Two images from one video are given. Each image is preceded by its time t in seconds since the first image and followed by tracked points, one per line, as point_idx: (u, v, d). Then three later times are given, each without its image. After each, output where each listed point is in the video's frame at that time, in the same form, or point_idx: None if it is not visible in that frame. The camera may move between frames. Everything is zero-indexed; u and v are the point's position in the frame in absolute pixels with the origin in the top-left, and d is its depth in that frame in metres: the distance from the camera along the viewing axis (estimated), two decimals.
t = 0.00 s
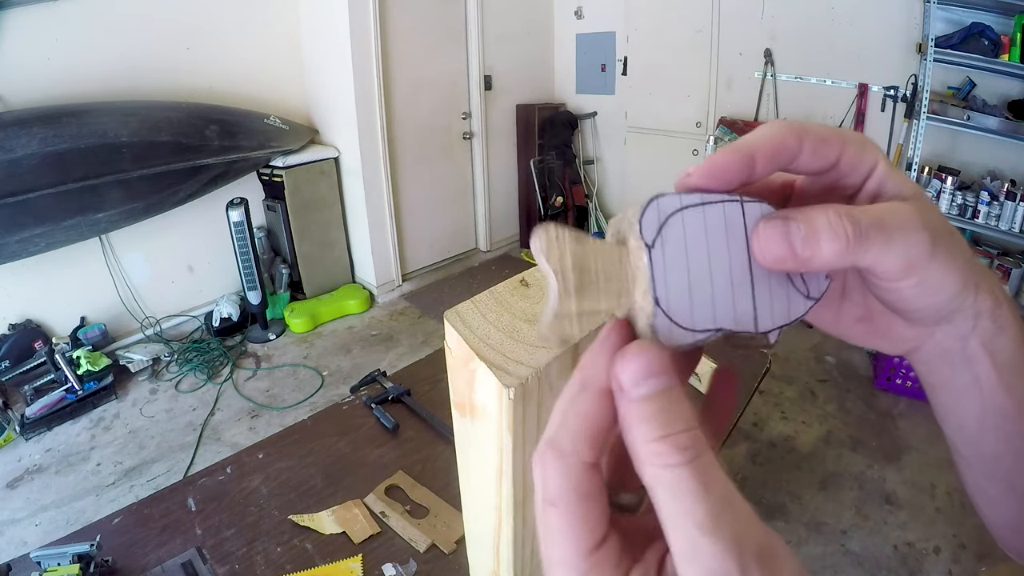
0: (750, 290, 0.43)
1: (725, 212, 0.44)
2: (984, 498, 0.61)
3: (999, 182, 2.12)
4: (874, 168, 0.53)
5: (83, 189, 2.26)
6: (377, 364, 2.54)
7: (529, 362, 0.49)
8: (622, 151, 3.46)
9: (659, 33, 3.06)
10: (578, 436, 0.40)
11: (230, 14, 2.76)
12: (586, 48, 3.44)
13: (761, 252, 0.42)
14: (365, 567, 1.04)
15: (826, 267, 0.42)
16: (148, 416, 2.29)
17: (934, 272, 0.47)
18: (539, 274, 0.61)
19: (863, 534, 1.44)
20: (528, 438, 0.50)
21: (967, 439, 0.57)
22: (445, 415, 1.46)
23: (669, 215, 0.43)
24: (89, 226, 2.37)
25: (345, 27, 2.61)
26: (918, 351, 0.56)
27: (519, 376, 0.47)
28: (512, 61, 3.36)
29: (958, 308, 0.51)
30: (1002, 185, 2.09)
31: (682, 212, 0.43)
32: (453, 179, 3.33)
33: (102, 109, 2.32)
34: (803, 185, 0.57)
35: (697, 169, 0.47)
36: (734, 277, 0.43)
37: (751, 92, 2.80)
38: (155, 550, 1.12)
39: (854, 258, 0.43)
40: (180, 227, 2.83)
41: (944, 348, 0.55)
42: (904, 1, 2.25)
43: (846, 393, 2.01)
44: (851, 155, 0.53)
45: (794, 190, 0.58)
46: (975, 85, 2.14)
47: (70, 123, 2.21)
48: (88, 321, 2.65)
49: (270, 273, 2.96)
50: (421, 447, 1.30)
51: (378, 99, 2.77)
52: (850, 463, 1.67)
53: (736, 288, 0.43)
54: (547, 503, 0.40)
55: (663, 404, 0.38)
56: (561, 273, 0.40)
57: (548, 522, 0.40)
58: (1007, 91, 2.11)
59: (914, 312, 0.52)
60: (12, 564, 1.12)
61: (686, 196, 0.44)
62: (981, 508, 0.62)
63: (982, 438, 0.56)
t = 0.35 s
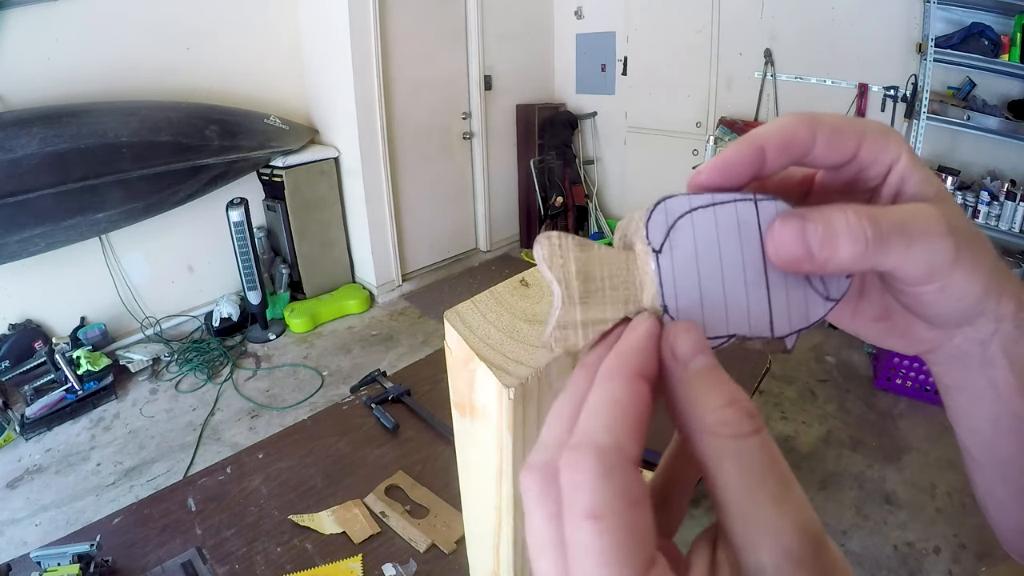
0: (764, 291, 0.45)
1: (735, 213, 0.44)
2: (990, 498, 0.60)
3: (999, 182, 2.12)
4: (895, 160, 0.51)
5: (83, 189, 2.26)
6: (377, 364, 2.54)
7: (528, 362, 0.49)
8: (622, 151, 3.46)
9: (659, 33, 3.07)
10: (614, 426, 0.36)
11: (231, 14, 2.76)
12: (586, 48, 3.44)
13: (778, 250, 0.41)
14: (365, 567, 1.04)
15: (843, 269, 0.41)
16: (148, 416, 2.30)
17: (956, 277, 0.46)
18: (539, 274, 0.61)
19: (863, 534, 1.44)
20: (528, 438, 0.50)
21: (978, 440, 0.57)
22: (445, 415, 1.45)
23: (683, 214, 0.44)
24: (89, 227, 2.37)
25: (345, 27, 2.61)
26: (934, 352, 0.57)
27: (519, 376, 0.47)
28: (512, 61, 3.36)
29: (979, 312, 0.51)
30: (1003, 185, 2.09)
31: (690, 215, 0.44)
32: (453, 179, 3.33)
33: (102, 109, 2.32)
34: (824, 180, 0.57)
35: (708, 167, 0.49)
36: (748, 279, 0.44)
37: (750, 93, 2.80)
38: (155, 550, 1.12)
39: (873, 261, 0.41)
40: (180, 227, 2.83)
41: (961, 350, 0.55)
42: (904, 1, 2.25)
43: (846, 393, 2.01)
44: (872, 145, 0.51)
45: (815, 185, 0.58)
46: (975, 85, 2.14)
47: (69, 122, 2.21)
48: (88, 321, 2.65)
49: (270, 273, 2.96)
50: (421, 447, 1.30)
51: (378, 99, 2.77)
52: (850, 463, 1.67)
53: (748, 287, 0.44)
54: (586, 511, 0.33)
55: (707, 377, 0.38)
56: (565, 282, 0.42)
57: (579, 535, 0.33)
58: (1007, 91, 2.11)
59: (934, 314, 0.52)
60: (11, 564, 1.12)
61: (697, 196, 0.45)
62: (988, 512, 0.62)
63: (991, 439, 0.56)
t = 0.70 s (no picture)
0: (757, 295, 0.42)
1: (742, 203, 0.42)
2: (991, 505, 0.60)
3: (999, 182, 2.12)
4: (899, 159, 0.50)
5: (83, 189, 2.26)
6: (377, 364, 2.54)
7: (529, 362, 0.49)
8: (622, 151, 3.46)
9: (659, 33, 3.06)
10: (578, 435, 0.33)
11: (231, 14, 2.76)
12: (586, 48, 3.44)
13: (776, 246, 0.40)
14: (365, 567, 1.04)
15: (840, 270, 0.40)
16: (148, 416, 2.30)
17: (963, 281, 0.46)
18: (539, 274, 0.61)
19: (863, 534, 1.44)
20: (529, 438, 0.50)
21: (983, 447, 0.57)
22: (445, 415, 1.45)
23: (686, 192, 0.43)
24: (89, 226, 2.37)
25: (345, 27, 2.61)
26: (938, 359, 0.56)
27: (519, 376, 0.47)
28: (512, 61, 3.36)
29: (983, 318, 0.51)
30: (1003, 185, 2.08)
31: (701, 198, 0.42)
32: (453, 179, 3.33)
33: (103, 109, 2.32)
34: (828, 178, 0.55)
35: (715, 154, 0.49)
36: (744, 279, 0.42)
37: (751, 92, 2.80)
38: (155, 550, 1.12)
39: (870, 265, 0.41)
40: (180, 227, 2.83)
41: (966, 353, 0.55)
42: (904, 1, 2.25)
43: (847, 393, 2.01)
44: (876, 144, 0.50)
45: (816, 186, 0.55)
46: (974, 85, 2.14)
47: (69, 123, 2.21)
48: (88, 321, 2.65)
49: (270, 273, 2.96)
50: (421, 447, 1.30)
51: (378, 99, 2.77)
52: (850, 463, 1.67)
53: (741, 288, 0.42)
54: (538, 524, 0.31)
55: (699, 372, 0.32)
56: (562, 255, 0.42)
57: (541, 554, 0.30)
58: (1007, 91, 2.11)
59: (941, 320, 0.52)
60: (12, 564, 1.12)
61: (708, 181, 0.43)
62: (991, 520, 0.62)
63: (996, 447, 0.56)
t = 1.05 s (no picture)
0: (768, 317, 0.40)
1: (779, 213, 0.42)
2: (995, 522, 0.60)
3: (999, 182, 2.12)
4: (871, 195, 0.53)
5: (83, 188, 2.26)
6: (377, 364, 2.54)
7: (529, 363, 0.49)
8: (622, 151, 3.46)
9: (659, 33, 3.06)
10: (720, 398, 0.29)
11: (231, 14, 2.75)
12: (586, 48, 3.44)
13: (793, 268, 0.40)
14: (365, 567, 1.04)
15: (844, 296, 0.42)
16: (148, 416, 2.30)
17: (952, 292, 0.48)
18: (539, 274, 0.61)
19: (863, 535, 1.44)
20: (528, 439, 0.50)
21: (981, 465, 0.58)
22: (445, 415, 1.45)
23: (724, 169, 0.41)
24: (88, 226, 2.37)
25: (345, 27, 2.61)
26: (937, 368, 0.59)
27: (519, 377, 0.47)
28: (512, 61, 3.36)
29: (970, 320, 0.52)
30: (1002, 185, 2.08)
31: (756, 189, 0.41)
32: (453, 179, 3.33)
33: (103, 109, 2.33)
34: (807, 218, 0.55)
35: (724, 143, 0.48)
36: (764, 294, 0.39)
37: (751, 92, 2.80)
38: (155, 550, 1.12)
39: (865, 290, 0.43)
40: (180, 227, 2.83)
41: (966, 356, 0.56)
42: (904, 1, 2.25)
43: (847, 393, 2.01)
44: (848, 177, 0.53)
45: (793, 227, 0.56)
46: (974, 85, 2.14)
47: (70, 123, 2.21)
48: (88, 321, 2.65)
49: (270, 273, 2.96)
50: (421, 447, 1.30)
51: (378, 99, 2.77)
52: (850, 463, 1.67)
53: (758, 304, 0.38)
54: (695, 501, 0.27)
55: (807, 350, 0.34)
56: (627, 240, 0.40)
57: (681, 528, 0.28)
58: (1007, 91, 2.11)
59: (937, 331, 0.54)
60: (12, 564, 1.12)
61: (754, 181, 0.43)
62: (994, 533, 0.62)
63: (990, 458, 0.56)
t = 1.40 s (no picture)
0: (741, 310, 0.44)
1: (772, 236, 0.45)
2: (993, 523, 0.60)
3: (999, 182, 2.12)
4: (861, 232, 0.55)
5: (83, 188, 2.26)
6: (377, 364, 2.54)
7: (529, 363, 0.49)
8: (622, 151, 3.47)
9: (659, 32, 3.06)
10: (773, 382, 0.25)
11: (231, 13, 2.75)
12: (586, 48, 3.44)
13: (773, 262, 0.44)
14: (365, 567, 1.04)
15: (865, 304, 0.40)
16: (148, 416, 2.30)
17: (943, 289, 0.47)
18: (539, 274, 0.61)
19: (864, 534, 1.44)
20: (528, 439, 0.50)
21: (974, 466, 0.57)
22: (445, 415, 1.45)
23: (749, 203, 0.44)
24: (89, 226, 2.37)
25: (345, 27, 2.61)
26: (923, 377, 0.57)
27: (519, 377, 0.47)
28: (512, 61, 3.36)
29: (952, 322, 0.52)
30: (1002, 185, 2.08)
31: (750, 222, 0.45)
32: (453, 179, 3.33)
33: (103, 109, 2.33)
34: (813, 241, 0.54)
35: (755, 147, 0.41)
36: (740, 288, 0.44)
37: (751, 92, 2.80)
38: (155, 550, 1.12)
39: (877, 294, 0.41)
40: (180, 227, 2.83)
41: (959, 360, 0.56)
42: (904, 1, 2.25)
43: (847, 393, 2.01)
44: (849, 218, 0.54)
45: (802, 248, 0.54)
46: (974, 85, 2.14)
47: (70, 123, 2.21)
48: (88, 321, 2.65)
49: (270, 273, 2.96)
50: (422, 447, 1.30)
51: (378, 99, 2.77)
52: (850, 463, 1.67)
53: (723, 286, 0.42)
54: (767, 490, 0.24)
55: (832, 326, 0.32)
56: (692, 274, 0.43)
57: (750, 521, 0.24)
58: (1007, 91, 2.11)
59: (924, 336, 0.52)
60: (12, 564, 1.12)
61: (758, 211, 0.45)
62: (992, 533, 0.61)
63: (986, 459, 0.56)
